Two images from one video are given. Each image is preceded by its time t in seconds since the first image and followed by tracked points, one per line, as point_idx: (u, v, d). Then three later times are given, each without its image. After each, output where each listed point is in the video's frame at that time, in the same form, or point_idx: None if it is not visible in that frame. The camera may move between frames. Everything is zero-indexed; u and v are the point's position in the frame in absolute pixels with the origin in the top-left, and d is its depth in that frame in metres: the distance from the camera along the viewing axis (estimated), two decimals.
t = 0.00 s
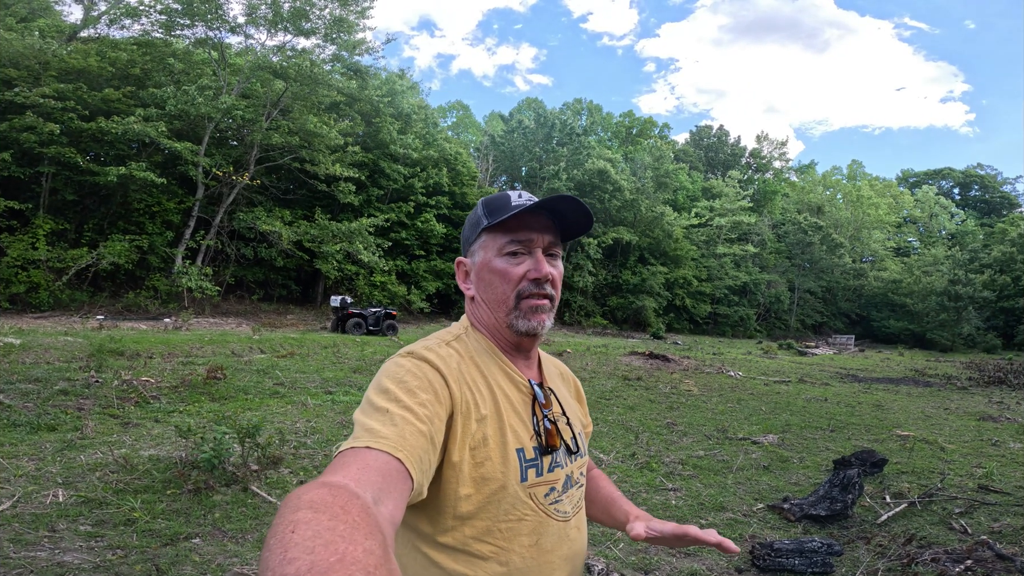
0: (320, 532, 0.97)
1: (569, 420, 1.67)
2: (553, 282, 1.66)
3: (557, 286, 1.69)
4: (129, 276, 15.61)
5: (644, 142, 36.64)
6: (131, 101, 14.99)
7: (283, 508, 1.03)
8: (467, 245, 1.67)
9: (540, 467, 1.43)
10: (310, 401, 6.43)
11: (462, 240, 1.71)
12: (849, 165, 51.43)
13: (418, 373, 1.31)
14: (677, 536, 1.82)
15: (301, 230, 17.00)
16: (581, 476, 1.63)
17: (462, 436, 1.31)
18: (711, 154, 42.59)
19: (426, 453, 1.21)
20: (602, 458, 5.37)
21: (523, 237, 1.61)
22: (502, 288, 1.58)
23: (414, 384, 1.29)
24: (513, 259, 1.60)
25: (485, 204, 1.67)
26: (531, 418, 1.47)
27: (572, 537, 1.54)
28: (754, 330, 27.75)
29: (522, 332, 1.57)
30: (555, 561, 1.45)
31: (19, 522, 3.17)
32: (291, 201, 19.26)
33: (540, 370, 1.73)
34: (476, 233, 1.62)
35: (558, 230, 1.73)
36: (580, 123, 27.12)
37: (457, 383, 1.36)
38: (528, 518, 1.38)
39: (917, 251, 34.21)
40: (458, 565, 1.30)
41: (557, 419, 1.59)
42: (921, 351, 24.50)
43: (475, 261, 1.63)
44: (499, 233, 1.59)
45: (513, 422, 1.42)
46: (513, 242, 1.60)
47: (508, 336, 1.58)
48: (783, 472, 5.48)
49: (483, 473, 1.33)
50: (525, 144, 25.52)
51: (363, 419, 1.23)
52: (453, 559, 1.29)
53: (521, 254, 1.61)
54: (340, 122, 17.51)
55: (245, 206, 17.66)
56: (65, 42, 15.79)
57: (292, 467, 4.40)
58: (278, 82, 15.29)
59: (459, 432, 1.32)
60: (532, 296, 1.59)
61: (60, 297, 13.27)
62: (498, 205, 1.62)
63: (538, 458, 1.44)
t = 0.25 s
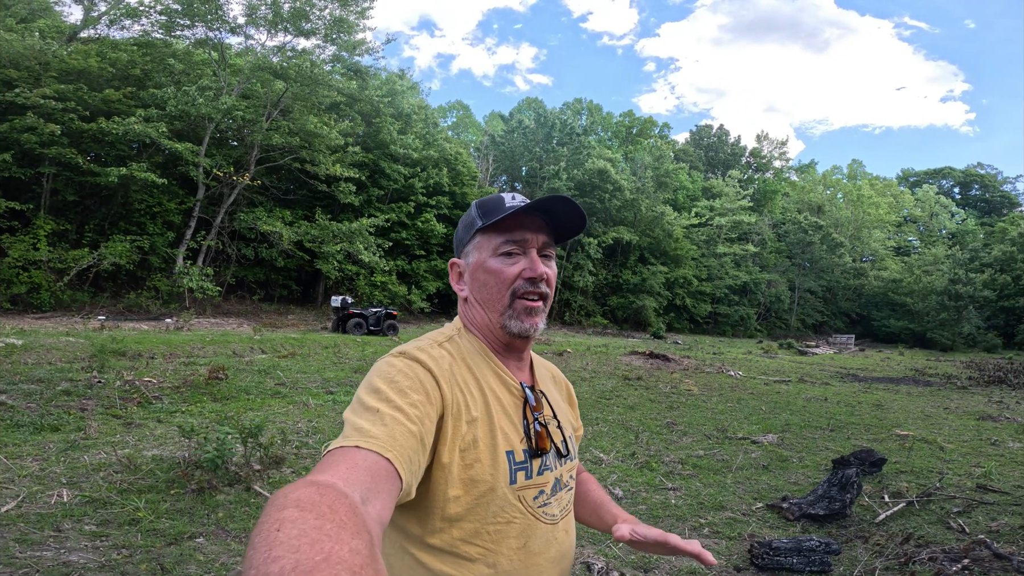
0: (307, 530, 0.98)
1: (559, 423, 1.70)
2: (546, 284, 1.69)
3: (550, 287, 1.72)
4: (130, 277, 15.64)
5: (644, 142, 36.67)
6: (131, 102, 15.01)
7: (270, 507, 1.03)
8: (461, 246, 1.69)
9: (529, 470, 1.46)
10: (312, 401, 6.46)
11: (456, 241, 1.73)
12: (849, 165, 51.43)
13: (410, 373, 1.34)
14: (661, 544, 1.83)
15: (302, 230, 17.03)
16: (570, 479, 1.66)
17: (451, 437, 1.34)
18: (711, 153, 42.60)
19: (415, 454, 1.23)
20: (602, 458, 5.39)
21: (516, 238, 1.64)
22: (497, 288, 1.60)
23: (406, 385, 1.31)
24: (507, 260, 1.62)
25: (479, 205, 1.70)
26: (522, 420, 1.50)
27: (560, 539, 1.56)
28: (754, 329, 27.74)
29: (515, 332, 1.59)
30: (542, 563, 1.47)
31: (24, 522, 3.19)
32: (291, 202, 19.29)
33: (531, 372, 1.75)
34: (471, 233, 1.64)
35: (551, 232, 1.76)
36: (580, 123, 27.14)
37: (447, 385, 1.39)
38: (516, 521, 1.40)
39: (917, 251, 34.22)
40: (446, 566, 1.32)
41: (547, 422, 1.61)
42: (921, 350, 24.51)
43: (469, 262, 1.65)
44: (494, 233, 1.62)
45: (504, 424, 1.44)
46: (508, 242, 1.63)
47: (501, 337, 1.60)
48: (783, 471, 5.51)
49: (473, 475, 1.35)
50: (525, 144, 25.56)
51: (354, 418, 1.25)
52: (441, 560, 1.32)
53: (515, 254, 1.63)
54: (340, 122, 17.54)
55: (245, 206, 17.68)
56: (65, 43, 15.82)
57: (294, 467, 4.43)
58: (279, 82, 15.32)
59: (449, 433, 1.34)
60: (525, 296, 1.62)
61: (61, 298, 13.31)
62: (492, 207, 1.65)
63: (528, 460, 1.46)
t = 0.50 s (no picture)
0: (298, 527, 0.99)
1: (553, 422, 1.71)
2: (545, 284, 1.71)
3: (549, 287, 1.74)
4: (131, 277, 15.67)
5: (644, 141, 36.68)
6: (132, 102, 15.03)
7: (262, 503, 1.04)
8: (461, 242, 1.69)
9: (522, 469, 1.47)
10: (313, 401, 6.48)
11: (456, 236, 1.73)
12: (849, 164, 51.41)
13: (405, 371, 1.35)
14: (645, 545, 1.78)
15: (303, 230, 17.04)
16: (563, 479, 1.68)
17: (445, 434, 1.35)
18: (711, 153, 42.60)
19: (409, 451, 1.25)
20: (603, 457, 5.40)
21: (519, 237, 1.65)
22: (498, 286, 1.61)
23: (401, 382, 1.32)
24: (510, 258, 1.63)
25: (482, 202, 1.71)
26: (516, 420, 1.51)
27: (553, 539, 1.58)
28: (754, 329, 27.72)
29: (515, 331, 1.61)
30: (535, 561, 1.50)
31: (29, 521, 3.21)
32: (292, 202, 19.31)
33: (526, 371, 1.77)
34: (473, 230, 1.65)
35: (551, 232, 1.78)
36: (580, 123, 27.15)
37: (443, 383, 1.40)
38: (509, 520, 1.42)
39: (918, 250, 34.22)
40: (439, 563, 1.33)
41: (542, 421, 1.63)
42: (922, 349, 24.51)
43: (470, 258, 1.66)
44: (497, 231, 1.62)
45: (498, 423, 1.46)
46: (511, 241, 1.63)
47: (500, 335, 1.62)
48: (783, 470, 5.52)
49: (467, 472, 1.37)
50: (525, 144, 25.59)
51: (349, 414, 1.26)
52: (434, 558, 1.33)
53: (517, 253, 1.64)
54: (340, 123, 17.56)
55: (246, 207, 17.70)
56: (66, 43, 15.83)
57: (296, 466, 4.45)
58: (279, 82, 15.33)
59: (444, 430, 1.35)
60: (526, 296, 1.64)
61: (63, 299, 13.33)
62: (495, 205, 1.66)
63: (521, 459, 1.48)
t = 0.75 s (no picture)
0: (294, 531, 1.00)
1: (550, 423, 1.73)
2: (546, 287, 1.73)
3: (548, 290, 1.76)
4: (132, 278, 15.69)
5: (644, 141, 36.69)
6: (132, 103, 15.04)
7: (257, 508, 1.05)
8: (462, 242, 1.68)
9: (520, 471, 1.49)
10: (315, 401, 6.49)
11: (456, 234, 1.72)
12: (850, 163, 51.39)
13: (400, 373, 1.36)
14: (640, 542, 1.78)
15: (303, 231, 17.05)
16: (559, 480, 1.70)
17: (442, 437, 1.36)
18: (711, 153, 42.60)
19: (405, 455, 1.26)
20: (605, 457, 5.41)
21: (522, 240, 1.66)
22: (502, 289, 1.62)
23: (397, 385, 1.33)
24: (513, 261, 1.64)
25: (484, 203, 1.71)
26: (513, 422, 1.53)
27: (550, 539, 1.60)
28: (755, 329, 27.67)
29: (515, 334, 1.62)
30: (532, 562, 1.51)
31: (34, 522, 3.22)
32: (292, 202, 19.32)
33: (522, 373, 1.79)
34: (476, 231, 1.65)
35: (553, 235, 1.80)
36: (580, 122, 27.16)
37: (439, 385, 1.41)
38: (507, 521, 1.44)
39: (918, 249, 34.21)
40: (438, 566, 1.35)
41: (538, 422, 1.64)
42: (922, 349, 24.49)
43: (472, 259, 1.65)
44: (502, 233, 1.63)
45: (495, 426, 1.47)
46: (515, 244, 1.64)
47: (500, 337, 1.63)
48: (784, 470, 5.53)
49: (465, 475, 1.38)
50: (525, 144, 25.63)
51: (344, 418, 1.27)
52: (432, 560, 1.34)
53: (520, 256, 1.65)
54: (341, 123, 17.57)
55: (246, 207, 17.71)
56: (66, 44, 15.84)
57: (299, 466, 4.45)
58: (279, 83, 15.35)
59: (440, 434, 1.36)
60: (528, 299, 1.65)
61: (64, 299, 13.36)
62: (499, 207, 1.67)
63: (518, 461, 1.49)
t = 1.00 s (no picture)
0: (290, 533, 1.01)
1: (548, 420, 1.73)
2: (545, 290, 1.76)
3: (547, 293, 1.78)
4: (134, 278, 15.71)
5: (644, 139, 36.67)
6: (133, 103, 15.05)
7: (253, 510, 1.05)
8: (466, 238, 1.67)
9: (519, 469, 1.50)
10: (317, 400, 6.50)
11: (459, 228, 1.70)
12: (851, 161, 51.34)
13: (396, 372, 1.36)
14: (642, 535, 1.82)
15: (304, 230, 17.04)
16: (559, 476, 1.70)
17: (439, 436, 1.36)
18: (712, 151, 42.58)
19: (402, 455, 1.26)
20: (607, 454, 5.42)
21: (529, 243, 1.66)
22: (506, 291, 1.62)
23: (392, 384, 1.33)
24: (519, 262, 1.64)
25: (490, 201, 1.70)
26: (512, 420, 1.53)
27: (551, 535, 1.61)
28: (756, 326, 27.56)
29: (515, 336, 1.64)
30: (534, 559, 1.52)
31: (39, 522, 3.23)
32: (293, 201, 19.34)
33: (518, 370, 1.80)
34: (483, 228, 1.63)
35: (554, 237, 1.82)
36: (580, 121, 27.15)
37: (436, 385, 1.42)
38: (508, 519, 1.45)
39: (920, 246, 34.17)
40: (440, 565, 1.35)
41: (536, 420, 1.65)
42: (924, 346, 24.46)
43: (475, 257, 1.64)
44: (508, 234, 1.63)
45: (492, 424, 1.48)
46: (522, 246, 1.65)
47: (500, 336, 1.64)
48: (786, 468, 5.53)
49: (463, 474, 1.38)
50: (526, 142, 25.71)
51: (340, 418, 1.27)
52: (434, 559, 1.35)
53: (525, 258, 1.66)
54: (341, 122, 17.57)
55: (247, 206, 17.72)
56: (66, 44, 15.85)
57: (302, 465, 4.46)
58: (279, 82, 15.36)
59: (436, 432, 1.37)
60: (529, 302, 1.67)
61: (66, 300, 13.38)
62: (505, 206, 1.66)
63: (517, 458, 1.50)
